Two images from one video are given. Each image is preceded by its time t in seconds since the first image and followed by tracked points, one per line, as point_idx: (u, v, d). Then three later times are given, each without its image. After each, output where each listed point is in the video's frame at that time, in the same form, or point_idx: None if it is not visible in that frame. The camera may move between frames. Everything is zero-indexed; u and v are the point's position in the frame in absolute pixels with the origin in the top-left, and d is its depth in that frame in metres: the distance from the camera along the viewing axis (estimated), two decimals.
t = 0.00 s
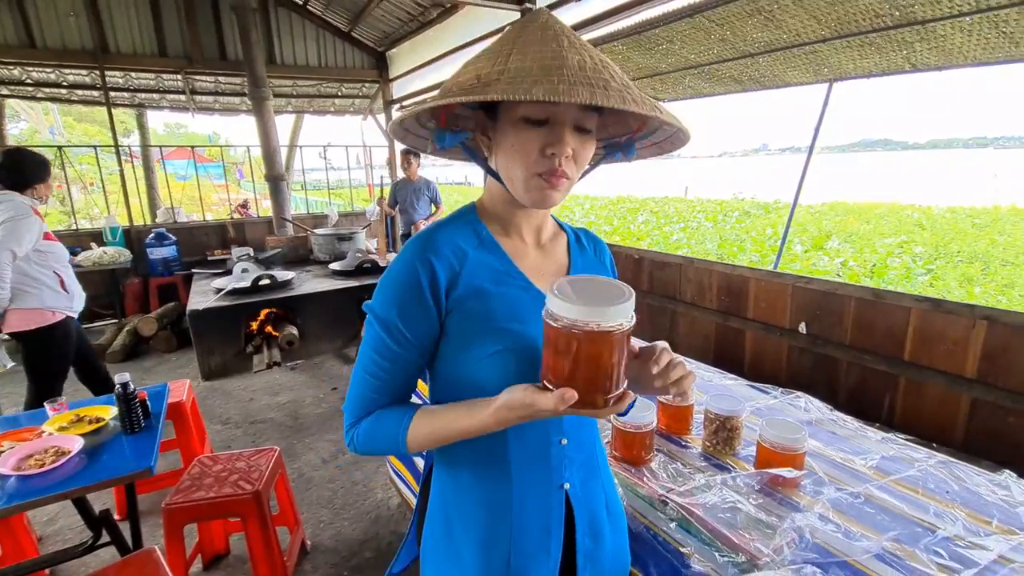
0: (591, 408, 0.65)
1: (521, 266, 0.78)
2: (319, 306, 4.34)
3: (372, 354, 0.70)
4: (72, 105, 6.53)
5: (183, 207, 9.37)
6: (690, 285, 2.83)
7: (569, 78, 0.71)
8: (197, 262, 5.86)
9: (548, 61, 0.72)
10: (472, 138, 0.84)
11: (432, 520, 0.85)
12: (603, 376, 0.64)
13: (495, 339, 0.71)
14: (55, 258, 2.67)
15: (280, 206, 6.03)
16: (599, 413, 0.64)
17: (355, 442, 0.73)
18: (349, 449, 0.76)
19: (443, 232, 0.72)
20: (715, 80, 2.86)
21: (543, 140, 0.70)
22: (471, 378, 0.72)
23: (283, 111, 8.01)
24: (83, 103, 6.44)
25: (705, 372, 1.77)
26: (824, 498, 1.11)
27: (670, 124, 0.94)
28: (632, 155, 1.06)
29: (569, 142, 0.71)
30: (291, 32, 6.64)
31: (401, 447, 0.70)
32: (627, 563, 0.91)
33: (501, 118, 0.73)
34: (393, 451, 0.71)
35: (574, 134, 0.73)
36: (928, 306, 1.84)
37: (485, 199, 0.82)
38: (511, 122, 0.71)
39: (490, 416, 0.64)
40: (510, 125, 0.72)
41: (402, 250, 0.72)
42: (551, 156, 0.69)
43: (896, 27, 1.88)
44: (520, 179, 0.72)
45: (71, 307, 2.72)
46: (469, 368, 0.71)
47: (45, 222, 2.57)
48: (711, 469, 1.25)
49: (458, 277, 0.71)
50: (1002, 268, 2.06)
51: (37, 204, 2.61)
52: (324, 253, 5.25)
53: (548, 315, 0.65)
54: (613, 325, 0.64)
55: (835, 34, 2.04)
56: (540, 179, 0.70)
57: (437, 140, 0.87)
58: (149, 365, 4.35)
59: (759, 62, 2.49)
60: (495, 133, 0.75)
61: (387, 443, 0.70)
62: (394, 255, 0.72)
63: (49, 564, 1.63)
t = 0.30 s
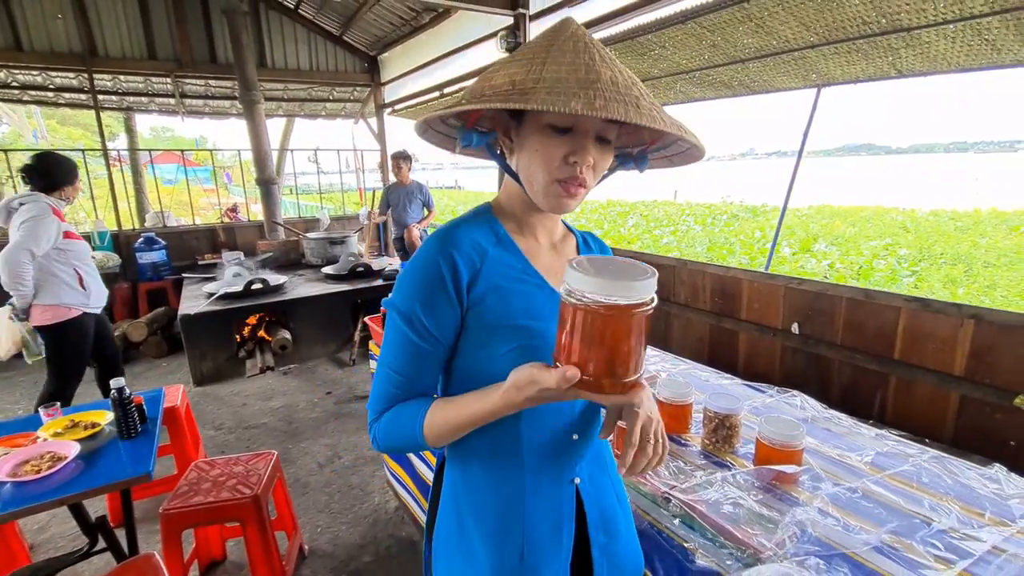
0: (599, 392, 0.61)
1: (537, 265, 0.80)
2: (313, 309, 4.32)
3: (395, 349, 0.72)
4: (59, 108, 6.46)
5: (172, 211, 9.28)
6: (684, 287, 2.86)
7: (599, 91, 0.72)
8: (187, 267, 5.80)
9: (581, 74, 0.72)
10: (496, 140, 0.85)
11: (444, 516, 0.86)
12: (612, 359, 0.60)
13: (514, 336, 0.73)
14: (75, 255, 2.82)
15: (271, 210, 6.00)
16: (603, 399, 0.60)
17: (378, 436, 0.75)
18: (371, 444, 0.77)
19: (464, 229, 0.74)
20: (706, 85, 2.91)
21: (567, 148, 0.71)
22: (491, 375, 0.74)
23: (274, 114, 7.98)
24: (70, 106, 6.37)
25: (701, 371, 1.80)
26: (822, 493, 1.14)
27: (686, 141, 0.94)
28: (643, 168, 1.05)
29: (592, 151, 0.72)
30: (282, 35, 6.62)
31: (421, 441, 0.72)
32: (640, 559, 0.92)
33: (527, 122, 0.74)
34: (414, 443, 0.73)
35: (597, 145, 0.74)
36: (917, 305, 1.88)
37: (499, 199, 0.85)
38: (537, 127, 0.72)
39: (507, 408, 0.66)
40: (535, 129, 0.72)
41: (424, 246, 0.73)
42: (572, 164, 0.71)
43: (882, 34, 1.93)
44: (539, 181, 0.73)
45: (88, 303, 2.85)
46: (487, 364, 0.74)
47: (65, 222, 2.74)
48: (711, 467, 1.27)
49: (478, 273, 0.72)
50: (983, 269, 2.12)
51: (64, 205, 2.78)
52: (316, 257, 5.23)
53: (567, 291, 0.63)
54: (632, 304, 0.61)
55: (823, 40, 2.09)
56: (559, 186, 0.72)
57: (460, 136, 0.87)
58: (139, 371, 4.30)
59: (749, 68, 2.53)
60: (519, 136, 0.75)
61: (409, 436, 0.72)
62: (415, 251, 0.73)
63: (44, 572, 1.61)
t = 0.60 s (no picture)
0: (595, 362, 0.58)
1: (528, 254, 0.79)
2: (286, 308, 4.22)
3: (390, 336, 0.71)
4: (11, 98, 6.14)
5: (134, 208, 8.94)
6: (661, 285, 2.90)
7: (601, 79, 0.71)
8: (152, 265, 5.59)
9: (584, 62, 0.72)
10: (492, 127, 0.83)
11: (433, 512, 0.84)
12: (606, 325, 0.58)
13: (510, 322, 0.74)
14: (49, 243, 2.72)
15: (240, 207, 5.83)
16: (602, 368, 0.58)
17: (371, 425, 0.74)
18: (364, 434, 0.76)
19: (458, 216, 0.74)
20: (681, 86, 2.95)
21: (566, 136, 0.70)
22: (486, 360, 0.75)
23: (243, 109, 7.77)
24: (24, 96, 6.06)
25: (680, 366, 1.81)
26: (800, 483, 1.16)
27: (681, 134, 0.92)
28: (633, 164, 1.02)
29: (589, 141, 0.71)
30: (253, 28, 6.45)
31: (415, 430, 0.71)
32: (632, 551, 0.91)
33: (526, 108, 0.72)
34: (406, 434, 0.72)
35: (594, 136, 0.73)
36: (884, 301, 1.94)
37: (491, 188, 0.83)
38: (535, 113, 0.71)
39: (501, 394, 0.65)
40: (535, 116, 0.71)
41: (420, 232, 0.72)
42: (570, 152, 0.70)
43: (850, 40, 1.99)
44: (535, 169, 0.71)
45: (59, 294, 2.75)
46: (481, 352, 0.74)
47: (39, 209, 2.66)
48: (692, 460, 1.28)
49: (474, 259, 0.72)
50: (940, 268, 2.21)
51: (44, 195, 2.76)
52: (288, 255, 5.11)
53: (558, 260, 0.61)
54: (627, 266, 0.59)
55: (795, 44, 2.14)
56: (555, 174, 0.70)
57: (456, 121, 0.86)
58: (100, 373, 4.11)
59: (724, 70, 2.58)
60: (517, 122, 0.74)
61: (402, 426, 0.71)
62: (409, 237, 0.73)
63: None
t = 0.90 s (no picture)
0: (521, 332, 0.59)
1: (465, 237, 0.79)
2: (223, 308, 4.02)
3: (320, 319, 0.69)
4: None
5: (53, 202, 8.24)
6: (607, 282, 2.96)
7: (533, 59, 0.71)
8: (73, 264, 5.18)
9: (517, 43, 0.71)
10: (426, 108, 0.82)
11: (367, 501, 0.82)
12: (527, 294, 0.60)
13: (446, 304, 0.73)
14: None
15: (173, 202, 5.49)
16: (528, 338, 0.58)
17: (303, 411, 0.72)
18: (296, 421, 0.73)
19: (393, 196, 0.73)
20: (627, 89, 3.01)
21: (501, 118, 0.70)
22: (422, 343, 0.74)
23: (178, 100, 7.34)
24: None
25: (623, 358, 1.86)
26: (729, 465, 1.22)
27: (612, 120, 0.93)
28: (568, 155, 1.02)
29: (524, 125, 0.71)
30: (188, 14, 6.11)
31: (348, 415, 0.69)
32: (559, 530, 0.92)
33: (461, 90, 0.72)
34: (336, 417, 0.70)
35: (528, 119, 0.73)
36: (809, 294, 2.07)
37: (430, 171, 0.82)
38: (470, 94, 0.71)
39: (434, 371, 0.65)
40: (469, 97, 0.70)
41: (351, 212, 0.70)
42: (505, 135, 0.70)
43: (779, 50, 2.11)
44: (470, 152, 0.71)
45: None
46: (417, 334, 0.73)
47: None
48: (631, 447, 1.31)
49: (408, 240, 0.71)
50: (864, 270, 2.38)
51: None
52: (226, 253, 4.86)
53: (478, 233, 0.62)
54: (544, 233, 0.61)
55: (730, 51, 2.24)
56: (490, 156, 0.70)
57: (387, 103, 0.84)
58: (10, 380, 3.76)
59: (666, 75, 2.67)
60: (452, 105, 0.73)
61: (333, 409, 0.70)
62: (341, 217, 0.71)
63: None
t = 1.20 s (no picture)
0: (432, 307, 0.59)
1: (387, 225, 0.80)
2: (175, 330, 3.87)
3: (240, 314, 0.67)
4: None
5: None
6: (564, 274, 3.00)
7: (434, 38, 0.71)
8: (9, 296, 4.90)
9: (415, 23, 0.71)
10: (337, 98, 0.81)
11: (303, 498, 0.80)
12: (437, 267, 0.61)
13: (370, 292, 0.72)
14: None
15: (117, 225, 5.25)
16: (440, 314, 0.59)
17: (228, 411, 0.70)
18: (221, 422, 0.71)
19: (309, 186, 0.72)
20: (572, 85, 3.05)
21: (410, 103, 0.70)
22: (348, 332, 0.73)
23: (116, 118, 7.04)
24: None
25: (577, 346, 1.88)
26: (677, 436, 1.25)
27: (526, 95, 0.95)
28: (492, 137, 1.05)
29: (434, 106, 0.72)
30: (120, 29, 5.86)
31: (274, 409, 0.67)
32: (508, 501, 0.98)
33: (369, 79, 0.72)
34: (263, 416, 0.68)
35: (439, 100, 0.74)
36: (753, 271, 2.15)
37: (347, 163, 0.82)
38: (378, 82, 0.71)
39: (357, 354, 0.63)
40: (376, 85, 0.71)
41: (266, 204, 0.69)
42: (417, 119, 0.70)
43: (712, 38, 2.17)
44: (384, 139, 0.71)
45: None
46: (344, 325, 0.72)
47: None
48: (583, 427, 1.33)
49: (327, 229, 0.71)
50: (817, 249, 2.46)
51: None
52: (177, 273, 4.69)
53: (383, 209, 0.63)
54: (449, 207, 0.63)
55: (667, 42, 2.28)
56: (405, 142, 0.71)
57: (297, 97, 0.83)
58: None
59: (609, 68, 2.70)
60: (363, 95, 0.73)
61: (259, 409, 0.67)
62: (255, 209, 0.69)
63: None
